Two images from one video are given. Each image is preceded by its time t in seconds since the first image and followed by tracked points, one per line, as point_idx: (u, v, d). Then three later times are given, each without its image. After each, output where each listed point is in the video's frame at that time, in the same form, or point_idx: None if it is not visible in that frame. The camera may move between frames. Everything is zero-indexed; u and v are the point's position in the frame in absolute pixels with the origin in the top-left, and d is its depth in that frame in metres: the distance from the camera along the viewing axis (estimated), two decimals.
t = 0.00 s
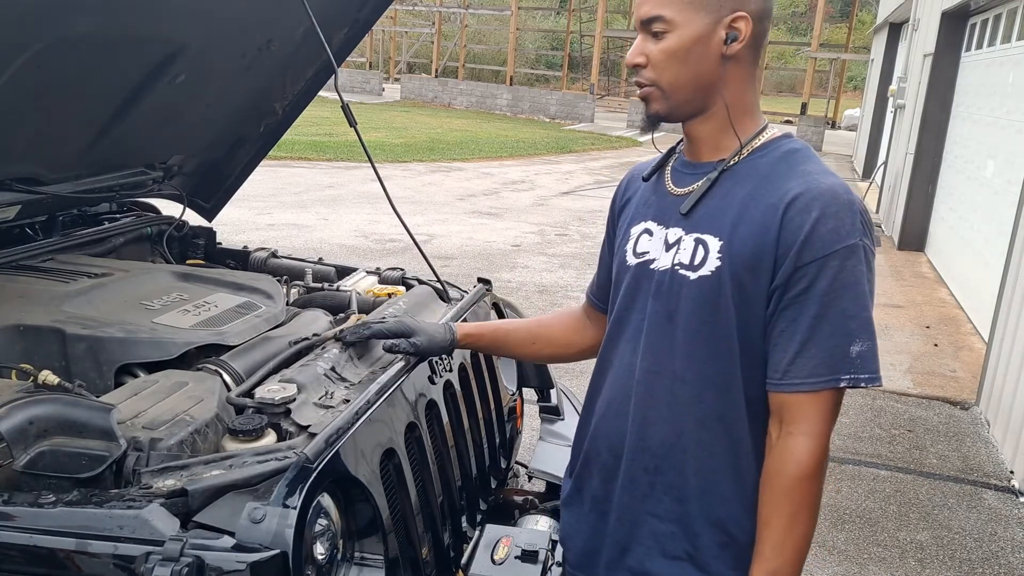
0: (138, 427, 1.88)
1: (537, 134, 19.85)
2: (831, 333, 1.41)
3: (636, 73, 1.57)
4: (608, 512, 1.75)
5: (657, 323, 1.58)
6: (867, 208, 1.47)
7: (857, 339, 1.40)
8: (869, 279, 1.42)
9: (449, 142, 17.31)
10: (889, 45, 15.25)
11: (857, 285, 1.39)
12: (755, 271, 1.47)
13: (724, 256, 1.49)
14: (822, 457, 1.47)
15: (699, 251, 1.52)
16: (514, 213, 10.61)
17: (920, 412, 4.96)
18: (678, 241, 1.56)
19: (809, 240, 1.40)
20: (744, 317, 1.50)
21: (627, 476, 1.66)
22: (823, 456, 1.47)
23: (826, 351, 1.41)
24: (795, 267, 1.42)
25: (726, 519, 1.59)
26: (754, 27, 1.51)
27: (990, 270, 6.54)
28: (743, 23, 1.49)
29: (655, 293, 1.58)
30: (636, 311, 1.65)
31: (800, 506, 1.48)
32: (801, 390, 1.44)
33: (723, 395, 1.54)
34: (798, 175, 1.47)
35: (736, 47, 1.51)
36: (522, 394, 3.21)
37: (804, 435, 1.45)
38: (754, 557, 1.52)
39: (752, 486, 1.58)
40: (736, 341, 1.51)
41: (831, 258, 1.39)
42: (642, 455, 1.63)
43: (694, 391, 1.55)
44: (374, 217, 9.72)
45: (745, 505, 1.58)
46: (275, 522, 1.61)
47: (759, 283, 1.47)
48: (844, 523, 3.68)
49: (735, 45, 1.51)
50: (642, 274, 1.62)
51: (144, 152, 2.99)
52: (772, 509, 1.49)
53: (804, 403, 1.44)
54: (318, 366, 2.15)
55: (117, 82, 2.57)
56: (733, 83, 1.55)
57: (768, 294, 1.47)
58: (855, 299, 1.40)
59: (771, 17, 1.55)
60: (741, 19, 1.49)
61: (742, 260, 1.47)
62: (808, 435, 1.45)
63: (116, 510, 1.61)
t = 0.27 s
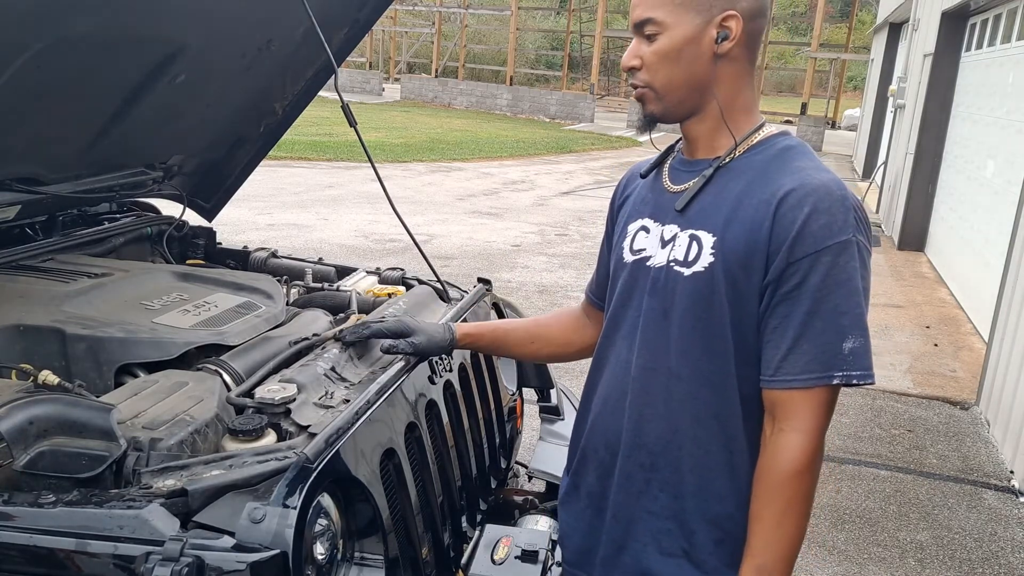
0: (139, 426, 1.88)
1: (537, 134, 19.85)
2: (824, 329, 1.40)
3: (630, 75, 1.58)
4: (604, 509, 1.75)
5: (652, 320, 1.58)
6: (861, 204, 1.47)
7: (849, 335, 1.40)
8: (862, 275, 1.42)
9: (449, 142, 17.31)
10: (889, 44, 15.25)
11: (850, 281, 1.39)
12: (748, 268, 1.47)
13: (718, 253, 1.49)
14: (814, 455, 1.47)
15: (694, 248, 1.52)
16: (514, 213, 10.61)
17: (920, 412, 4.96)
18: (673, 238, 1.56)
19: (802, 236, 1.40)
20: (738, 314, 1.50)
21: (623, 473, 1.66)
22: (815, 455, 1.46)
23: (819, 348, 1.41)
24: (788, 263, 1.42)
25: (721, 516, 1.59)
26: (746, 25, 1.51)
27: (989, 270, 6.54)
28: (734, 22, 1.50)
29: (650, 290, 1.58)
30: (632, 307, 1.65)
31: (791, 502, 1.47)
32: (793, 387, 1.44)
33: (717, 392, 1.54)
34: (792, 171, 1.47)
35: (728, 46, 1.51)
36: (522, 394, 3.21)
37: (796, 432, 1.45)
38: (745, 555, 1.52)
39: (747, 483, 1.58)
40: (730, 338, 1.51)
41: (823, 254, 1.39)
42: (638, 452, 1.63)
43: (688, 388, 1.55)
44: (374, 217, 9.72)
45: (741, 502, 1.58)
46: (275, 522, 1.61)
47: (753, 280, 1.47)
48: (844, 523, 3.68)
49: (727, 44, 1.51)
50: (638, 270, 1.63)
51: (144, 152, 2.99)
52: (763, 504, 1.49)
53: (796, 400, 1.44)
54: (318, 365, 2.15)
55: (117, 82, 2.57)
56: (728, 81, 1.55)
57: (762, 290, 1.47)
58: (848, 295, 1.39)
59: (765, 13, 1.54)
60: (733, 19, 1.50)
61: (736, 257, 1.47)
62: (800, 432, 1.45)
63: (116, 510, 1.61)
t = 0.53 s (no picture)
0: (138, 427, 1.88)
1: (537, 134, 19.85)
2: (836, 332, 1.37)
3: (632, 74, 1.59)
4: (603, 508, 1.75)
5: (653, 320, 1.58)
6: (868, 207, 1.45)
7: (871, 335, 1.37)
8: (872, 277, 1.39)
9: (449, 142, 17.31)
10: (889, 45, 15.25)
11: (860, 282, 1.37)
12: (753, 268, 1.46)
13: (721, 254, 1.48)
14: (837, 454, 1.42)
15: (697, 248, 1.51)
16: (514, 213, 10.61)
17: (920, 412, 4.96)
18: (676, 238, 1.56)
19: (807, 237, 1.39)
20: (741, 315, 1.49)
21: (623, 473, 1.66)
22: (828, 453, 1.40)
23: (839, 350, 1.38)
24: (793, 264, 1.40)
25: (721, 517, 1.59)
26: (747, 26, 1.50)
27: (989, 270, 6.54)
28: (736, 22, 1.49)
29: (652, 290, 1.58)
30: (634, 307, 1.65)
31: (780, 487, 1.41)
32: (819, 392, 1.40)
33: (720, 393, 1.53)
34: (797, 173, 1.46)
35: (729, 47, 1.51)
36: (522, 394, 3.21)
37: (817, 425, 1.41)
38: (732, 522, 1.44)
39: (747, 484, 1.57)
40: (733, 339, 1.50)
41: (831, 255, 1.37)
42: (638, 452, 1.63)
43: (691, 389, 1.54)
44: (374, 217, 9.72)
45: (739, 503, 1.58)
46: (275, 522, 1.61)
47: (757, 281, 1.46)
48: (844, 523, 3.68)
49: (728, 44, 1.50)
50: (640, 270, 1.63)
51: (144, 152, 2.99)
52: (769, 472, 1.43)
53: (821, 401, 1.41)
54: (318, 365, 2.15)
55: (116, 82, 2.57)
56: (729, 81, 1.54)
57: (765, 291, 1.46)
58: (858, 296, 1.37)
59: (768, 14, 1.54)
60: (734, 18, 1.49)
61: (740, 257, 1.46)
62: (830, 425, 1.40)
63: (116, 510, 1.61)
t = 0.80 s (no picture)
0: (139, 426, 1.88)
1: (537, 134, 19.86)
2: (837, 332, 1.36)
3: (642, 66, 1.59)
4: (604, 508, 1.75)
5: (655, 321, 1.57)
6: (870, 211, 1.45)
7: (865, 338, 1.36)
8: (873, 278, 1.39)
9: (449, 142, 17.32)
10: (889, 45, 15.25)
11: (861, 283, 1.36)
12: (757, 269, 1.46)
13: (725, 254, 1.48)
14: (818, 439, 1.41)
15: (701, 248, 1.51)
16: (514, 213, 10.61)
17: (920, 412, 4.96)
18: (680, 238, 1.55)
19: (809, 237, 1.38)
20: (744, 316, 1.49)
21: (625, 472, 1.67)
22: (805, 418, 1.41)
23: (831, 351, 1.37)
24: (795, 264, 1.40)
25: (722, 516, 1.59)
26: (762, 32, 1.50)
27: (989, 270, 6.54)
28: (751, 27, 1.49)
29: (655, 290, 1.58)
30: (637, 307, 1.65)
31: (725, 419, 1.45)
32: (810, 390, 1.38)
33: (721, 394, 1.53)
34: (802, 173, 1.46)
35: (742, 50, 1.50)
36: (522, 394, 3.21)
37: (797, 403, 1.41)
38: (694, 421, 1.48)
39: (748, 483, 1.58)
40: (737, 339, 1.50)
41: (834, 255, 1.36)
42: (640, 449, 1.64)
43: (694, 389, 1.54)
44: (374, 217, 9.72)
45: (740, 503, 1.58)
46: (275, 522, 1.61)
47: (760, 281, 1.46)
48: (844, 523, 3.68)
49: (740, 48, 1.50)
50: (643, 271, 1.63)
51: (143, 152, 2.99)
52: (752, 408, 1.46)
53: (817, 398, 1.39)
54: (318, 365, 2.15)
55: (116, 82, 2.57)
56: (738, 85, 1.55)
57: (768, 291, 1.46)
58: (860, 297, 1.36)
59: (784, 23, 1.54)
60: (749, 23, 1.49)
61: (745, 258, 1.46)
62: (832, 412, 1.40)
63: (116, 510, 1.61)
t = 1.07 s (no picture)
0: (139, 426, 1.88)
1: (537, 134, 19.86)
2: (816, 321, 1.35)
3: (653, 59, 1.59)
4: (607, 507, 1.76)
5: (657, 318, 1.58)
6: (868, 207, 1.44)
7: (841, 329, 1.34)
8: (864, 271, 1.38)
9: (449, 142, 17.32)
10: (889, 45, 15.25)
11: (850, 274, 1.35)
12: (753, 263, 1.46)
13: (725, 250, 1.49)
14: (786, 430, 1.38)
15: (702, 245, 1.52)
16: (514, 213, 10.62)
17: (920, 412, 4.96)
18: (683, 236, 1.56)
19: (800, 227, 1.39)
20: (742, 312, 1.49)
21: (627, 469, 1.67)
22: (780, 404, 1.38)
23: (806, 339, 1.35)
24: (787, 255, 1.40)
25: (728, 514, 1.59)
26: (772, 32, 1.50)
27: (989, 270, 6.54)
28: (761, 26, 1.49)
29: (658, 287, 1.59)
30: (641, 306, 1.65)
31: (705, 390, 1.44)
32: (782, 376, 1.37)
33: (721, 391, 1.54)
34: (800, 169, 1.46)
35: (751, 49, 1.51)
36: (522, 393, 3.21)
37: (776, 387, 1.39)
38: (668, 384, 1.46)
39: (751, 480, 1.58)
40: (736, 336, 1.50)
41: (822, 245, 1.36)
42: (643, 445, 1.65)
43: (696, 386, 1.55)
44: (374, 217, 9.72)
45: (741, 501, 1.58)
46: (275, 522, 1.61)
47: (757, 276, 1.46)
48: (844, 523, 3.68)
49: (750, 46, 1.51)
50: (648, 270, 1.63)
51: (143, 152, 2.99)
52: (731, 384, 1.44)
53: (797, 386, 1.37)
54: (318, 365, 2.15)
55: (116, 82, 2.57)
56: (745, 83, 1.54)
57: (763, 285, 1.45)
58: (846, 286, 1.35)
59: (796, 25, 1.54)
60: (760, 22, 1.50)
61: (743, 253, 1.47)
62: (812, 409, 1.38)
63: (116, 511, 1.61)
